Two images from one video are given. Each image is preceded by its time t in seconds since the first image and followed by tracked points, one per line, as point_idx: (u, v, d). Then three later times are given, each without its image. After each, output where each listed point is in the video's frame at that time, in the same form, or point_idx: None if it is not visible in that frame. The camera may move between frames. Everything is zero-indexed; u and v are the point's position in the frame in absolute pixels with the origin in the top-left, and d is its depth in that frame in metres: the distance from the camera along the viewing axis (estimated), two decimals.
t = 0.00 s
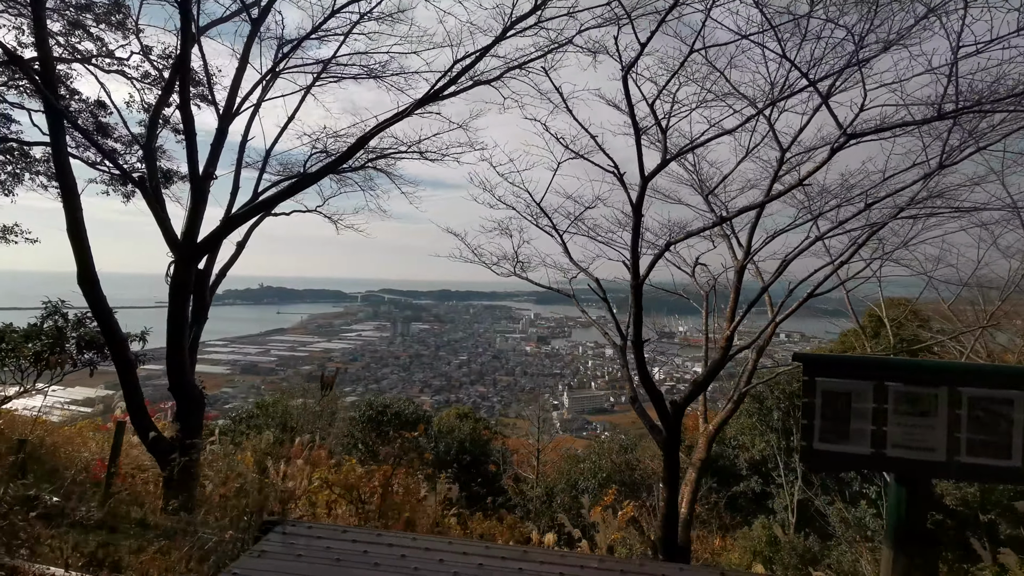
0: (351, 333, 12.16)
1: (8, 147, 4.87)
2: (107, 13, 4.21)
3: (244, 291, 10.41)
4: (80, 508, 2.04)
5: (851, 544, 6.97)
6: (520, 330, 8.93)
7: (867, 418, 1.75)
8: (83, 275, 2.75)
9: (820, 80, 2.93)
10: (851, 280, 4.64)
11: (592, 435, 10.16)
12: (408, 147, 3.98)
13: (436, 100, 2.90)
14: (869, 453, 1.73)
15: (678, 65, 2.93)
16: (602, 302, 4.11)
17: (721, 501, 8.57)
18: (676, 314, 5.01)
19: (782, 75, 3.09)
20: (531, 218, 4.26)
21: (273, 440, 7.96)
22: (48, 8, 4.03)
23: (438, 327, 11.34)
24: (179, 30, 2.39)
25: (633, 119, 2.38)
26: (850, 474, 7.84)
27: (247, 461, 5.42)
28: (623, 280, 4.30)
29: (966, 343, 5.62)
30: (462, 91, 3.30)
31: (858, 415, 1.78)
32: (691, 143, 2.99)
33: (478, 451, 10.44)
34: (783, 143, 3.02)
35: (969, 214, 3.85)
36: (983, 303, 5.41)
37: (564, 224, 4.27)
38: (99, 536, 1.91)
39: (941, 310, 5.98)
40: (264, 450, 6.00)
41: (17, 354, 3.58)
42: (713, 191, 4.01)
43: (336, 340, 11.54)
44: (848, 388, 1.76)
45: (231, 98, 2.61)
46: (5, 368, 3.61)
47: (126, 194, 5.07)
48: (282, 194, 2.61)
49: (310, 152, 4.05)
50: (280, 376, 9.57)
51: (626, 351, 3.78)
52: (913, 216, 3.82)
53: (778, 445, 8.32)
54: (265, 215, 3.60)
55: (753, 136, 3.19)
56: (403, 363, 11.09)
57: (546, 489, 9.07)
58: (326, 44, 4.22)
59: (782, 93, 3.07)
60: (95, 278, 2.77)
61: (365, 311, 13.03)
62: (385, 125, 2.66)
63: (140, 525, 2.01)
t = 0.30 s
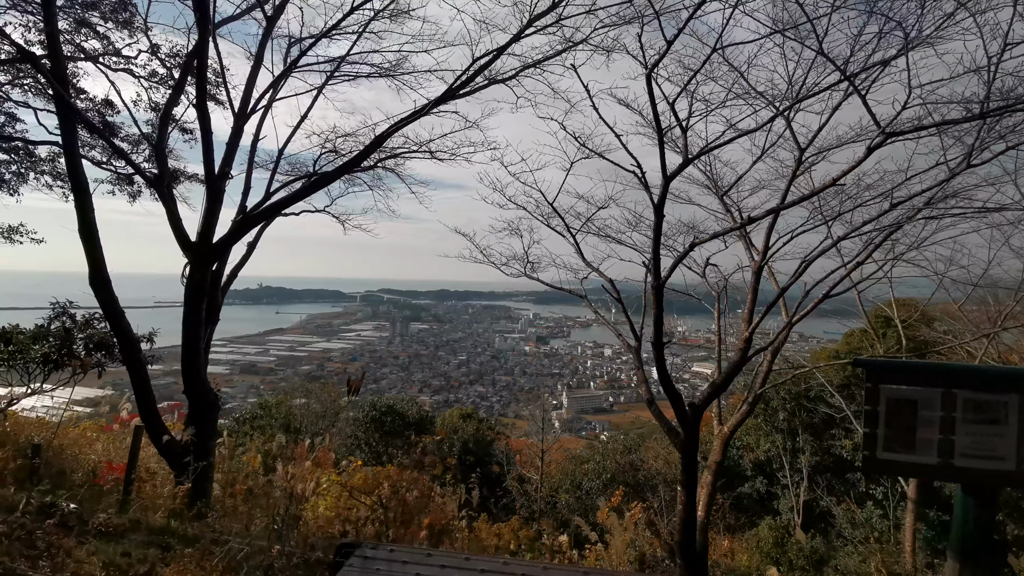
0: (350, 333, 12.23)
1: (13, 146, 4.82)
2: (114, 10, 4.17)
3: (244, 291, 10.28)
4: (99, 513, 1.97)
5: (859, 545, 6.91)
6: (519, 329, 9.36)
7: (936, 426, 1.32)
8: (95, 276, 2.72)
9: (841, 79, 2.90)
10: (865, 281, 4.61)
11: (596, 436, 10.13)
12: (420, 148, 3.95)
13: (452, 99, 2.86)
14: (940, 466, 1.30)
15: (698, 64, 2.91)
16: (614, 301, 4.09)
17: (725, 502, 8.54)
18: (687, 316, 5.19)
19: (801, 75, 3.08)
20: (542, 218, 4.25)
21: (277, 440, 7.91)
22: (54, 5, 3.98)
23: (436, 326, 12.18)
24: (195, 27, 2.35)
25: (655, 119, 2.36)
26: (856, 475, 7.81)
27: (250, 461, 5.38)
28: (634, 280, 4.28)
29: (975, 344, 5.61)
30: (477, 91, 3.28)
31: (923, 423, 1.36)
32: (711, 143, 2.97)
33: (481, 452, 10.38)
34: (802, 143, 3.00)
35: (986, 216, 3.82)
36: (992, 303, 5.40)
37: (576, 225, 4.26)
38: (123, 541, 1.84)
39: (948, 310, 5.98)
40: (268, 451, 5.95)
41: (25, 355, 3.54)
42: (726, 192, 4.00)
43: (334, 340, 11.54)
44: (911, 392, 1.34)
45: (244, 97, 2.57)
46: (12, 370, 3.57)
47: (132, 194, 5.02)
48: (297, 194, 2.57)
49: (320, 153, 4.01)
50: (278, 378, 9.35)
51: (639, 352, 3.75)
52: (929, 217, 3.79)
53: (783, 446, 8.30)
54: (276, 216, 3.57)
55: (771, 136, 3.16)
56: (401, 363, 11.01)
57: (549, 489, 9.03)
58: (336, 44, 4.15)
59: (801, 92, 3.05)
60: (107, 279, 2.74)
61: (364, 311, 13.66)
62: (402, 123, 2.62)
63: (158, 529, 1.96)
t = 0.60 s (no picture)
0: (349, 333, 12.73)
1: (17, 145, 4.78)
2: (118, 9, 4.13)
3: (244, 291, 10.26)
4: (113, 518, 1.90)
5: (866, 547, 6.88)
6: (517, 329, 9.54)
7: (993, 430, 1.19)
8: (103, 277, 2.69)
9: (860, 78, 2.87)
10: (875, 282, 4.60)
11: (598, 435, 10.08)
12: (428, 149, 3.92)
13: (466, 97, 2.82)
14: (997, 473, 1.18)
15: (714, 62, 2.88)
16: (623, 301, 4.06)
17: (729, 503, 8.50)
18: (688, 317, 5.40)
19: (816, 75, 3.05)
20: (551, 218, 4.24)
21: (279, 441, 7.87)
22: (57, 3, 3.94)
23: (434, 327, 13.12)
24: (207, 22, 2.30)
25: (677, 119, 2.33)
26: (861, 476, 7.76)
27: (253, 461, 5.33)
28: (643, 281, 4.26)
29: (982, 344, 5.62)
30: (490, 90, 3.25)
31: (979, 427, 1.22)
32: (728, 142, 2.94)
33: (483, 452, 10.32)
34: (819, 143, 2.96)
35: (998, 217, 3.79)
36: (1001, 303, 5.37)
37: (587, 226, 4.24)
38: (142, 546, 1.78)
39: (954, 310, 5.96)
40: (271, 452, 5.90)
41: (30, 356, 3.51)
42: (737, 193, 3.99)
43: (332, 341, 11.90)
44: (970, 398, 1.20)
45: (256, 97, 2.53)
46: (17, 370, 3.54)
47: (136, 195, 4.98)
48: (310, 194, 2.54)
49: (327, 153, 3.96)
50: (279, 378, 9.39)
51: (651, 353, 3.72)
52: (942, 218, 3.78)
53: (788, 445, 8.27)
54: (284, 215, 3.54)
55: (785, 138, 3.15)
56: (399, 363, 11.80)
57: (552, 489, 9.00)
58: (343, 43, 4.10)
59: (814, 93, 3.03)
60: (116, 280, 2.70)
61: (364, 312, 13.89)
62: (416, 122, 2.59)
63: (176, 535, 1.90)
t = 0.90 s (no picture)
0: (346, 332, 12.67)
1: (18, 142, 4.72)
2: (122, 4, 4.07)
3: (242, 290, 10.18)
4: (127, 523, 1.84)
5: (873, 548, 6.84)
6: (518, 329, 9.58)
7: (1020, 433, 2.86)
8: (111, 275, 2.63)
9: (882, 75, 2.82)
10: (887, 280, 4.55)
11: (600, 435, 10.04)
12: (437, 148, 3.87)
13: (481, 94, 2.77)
14: None
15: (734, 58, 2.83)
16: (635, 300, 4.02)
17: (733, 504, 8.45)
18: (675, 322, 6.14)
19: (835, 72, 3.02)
20: (562, 217, 4.20)
21: (280, 441, 7.81)
22: None
23: (432, 326, 13.97)
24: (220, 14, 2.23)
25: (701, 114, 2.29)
26: (866, 476, 7.73)
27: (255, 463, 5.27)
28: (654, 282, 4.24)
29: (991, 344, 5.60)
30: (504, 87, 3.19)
31: None
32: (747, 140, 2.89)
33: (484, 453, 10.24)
34: (839, 141, 2.92)
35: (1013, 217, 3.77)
36: (1010, 302, 5.34)
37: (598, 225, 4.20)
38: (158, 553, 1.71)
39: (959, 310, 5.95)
40: (274, 453, 5.84)
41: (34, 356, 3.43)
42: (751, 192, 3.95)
43: (330, 340, 11.89)
44: None
45: (269, 93, 2.48)
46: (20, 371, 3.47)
47: (139, 193, 4.92)
48: (323, 192, 2.49)
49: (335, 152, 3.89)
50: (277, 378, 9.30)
51: (664, 353, 3.67)
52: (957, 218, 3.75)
53: (792, 445, 8.24)
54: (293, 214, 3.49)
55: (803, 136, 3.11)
56: (397, 363, 11.79)
57: (556, 489, 8.93)
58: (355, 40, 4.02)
59: (833, 90, 3.00)
60: (124, 279, 2.65)
61: (361, 311, 13.77)
62: (431, 118, 2.54)
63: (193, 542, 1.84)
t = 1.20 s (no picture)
0: (345, 332, 12.61)
1: (20, 141, 4.65)
2: None
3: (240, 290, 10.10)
4: (142, 531, 1.78)
5: (880, 549, 6.82)
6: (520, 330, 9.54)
7: None
8: (119, 277, 2.57)
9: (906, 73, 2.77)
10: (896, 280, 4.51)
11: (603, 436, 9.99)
12: (447, 148, 3.81)
13: (498, 92, 2.71)
14: None
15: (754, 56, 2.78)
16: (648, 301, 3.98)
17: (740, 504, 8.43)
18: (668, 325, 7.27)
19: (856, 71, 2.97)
20: (573, 217, 4.15)
21: (282, 442, 7.75)
22: None
23: (430, 327, 14.00)
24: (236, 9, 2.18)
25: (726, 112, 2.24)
26: (872, 477, 7.70)
27: (260, 466, 5.21)
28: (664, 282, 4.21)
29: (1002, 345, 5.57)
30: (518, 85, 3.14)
31: None
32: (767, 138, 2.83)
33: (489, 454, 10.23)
34: (861, 140, 2.87)
35: None
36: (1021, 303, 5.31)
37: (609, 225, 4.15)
38: (179, 561, 1.65)
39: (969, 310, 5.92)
40: (278, 456, 5.79)
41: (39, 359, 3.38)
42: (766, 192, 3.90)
43: (329, 341, 11.82)
44: None
45: (282, 90, 2.43)
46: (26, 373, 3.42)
47: (143, 192, 4.86)
48: (338, 192, 2.43)
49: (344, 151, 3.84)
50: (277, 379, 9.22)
51: (678, 355, 3.63)
52: (974, 220, 3.70)
53: (797, 446, 8.19)
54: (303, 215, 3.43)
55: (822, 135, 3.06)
56: (396, 363, 11.73)
57: (560, 491, 8.88)
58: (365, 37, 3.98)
59: (854, 88, 2.95)
60: (133, 280, 2.59)
61: (359, 311, 13.70)
62: (447, 117, 2.49)
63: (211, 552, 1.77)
